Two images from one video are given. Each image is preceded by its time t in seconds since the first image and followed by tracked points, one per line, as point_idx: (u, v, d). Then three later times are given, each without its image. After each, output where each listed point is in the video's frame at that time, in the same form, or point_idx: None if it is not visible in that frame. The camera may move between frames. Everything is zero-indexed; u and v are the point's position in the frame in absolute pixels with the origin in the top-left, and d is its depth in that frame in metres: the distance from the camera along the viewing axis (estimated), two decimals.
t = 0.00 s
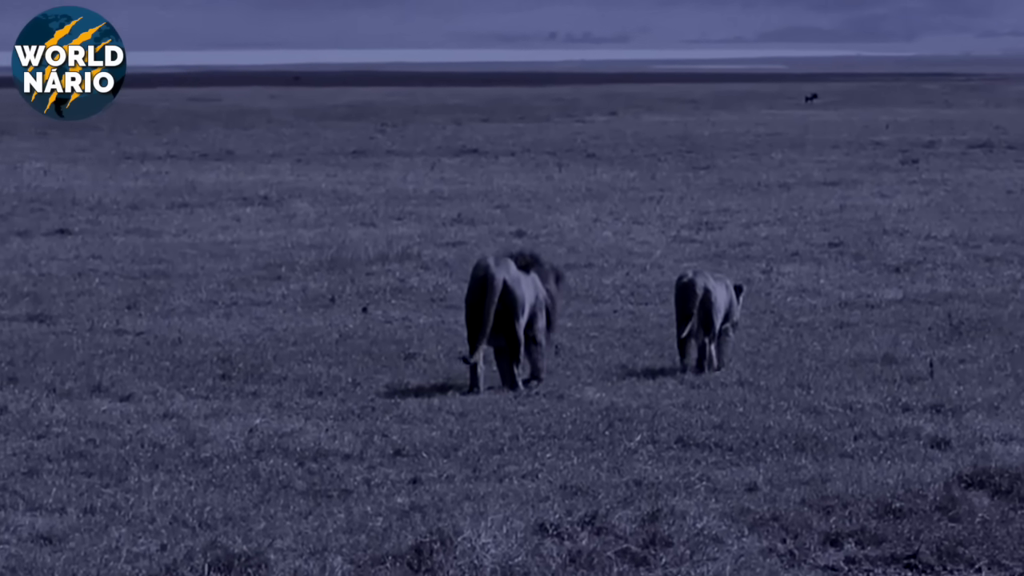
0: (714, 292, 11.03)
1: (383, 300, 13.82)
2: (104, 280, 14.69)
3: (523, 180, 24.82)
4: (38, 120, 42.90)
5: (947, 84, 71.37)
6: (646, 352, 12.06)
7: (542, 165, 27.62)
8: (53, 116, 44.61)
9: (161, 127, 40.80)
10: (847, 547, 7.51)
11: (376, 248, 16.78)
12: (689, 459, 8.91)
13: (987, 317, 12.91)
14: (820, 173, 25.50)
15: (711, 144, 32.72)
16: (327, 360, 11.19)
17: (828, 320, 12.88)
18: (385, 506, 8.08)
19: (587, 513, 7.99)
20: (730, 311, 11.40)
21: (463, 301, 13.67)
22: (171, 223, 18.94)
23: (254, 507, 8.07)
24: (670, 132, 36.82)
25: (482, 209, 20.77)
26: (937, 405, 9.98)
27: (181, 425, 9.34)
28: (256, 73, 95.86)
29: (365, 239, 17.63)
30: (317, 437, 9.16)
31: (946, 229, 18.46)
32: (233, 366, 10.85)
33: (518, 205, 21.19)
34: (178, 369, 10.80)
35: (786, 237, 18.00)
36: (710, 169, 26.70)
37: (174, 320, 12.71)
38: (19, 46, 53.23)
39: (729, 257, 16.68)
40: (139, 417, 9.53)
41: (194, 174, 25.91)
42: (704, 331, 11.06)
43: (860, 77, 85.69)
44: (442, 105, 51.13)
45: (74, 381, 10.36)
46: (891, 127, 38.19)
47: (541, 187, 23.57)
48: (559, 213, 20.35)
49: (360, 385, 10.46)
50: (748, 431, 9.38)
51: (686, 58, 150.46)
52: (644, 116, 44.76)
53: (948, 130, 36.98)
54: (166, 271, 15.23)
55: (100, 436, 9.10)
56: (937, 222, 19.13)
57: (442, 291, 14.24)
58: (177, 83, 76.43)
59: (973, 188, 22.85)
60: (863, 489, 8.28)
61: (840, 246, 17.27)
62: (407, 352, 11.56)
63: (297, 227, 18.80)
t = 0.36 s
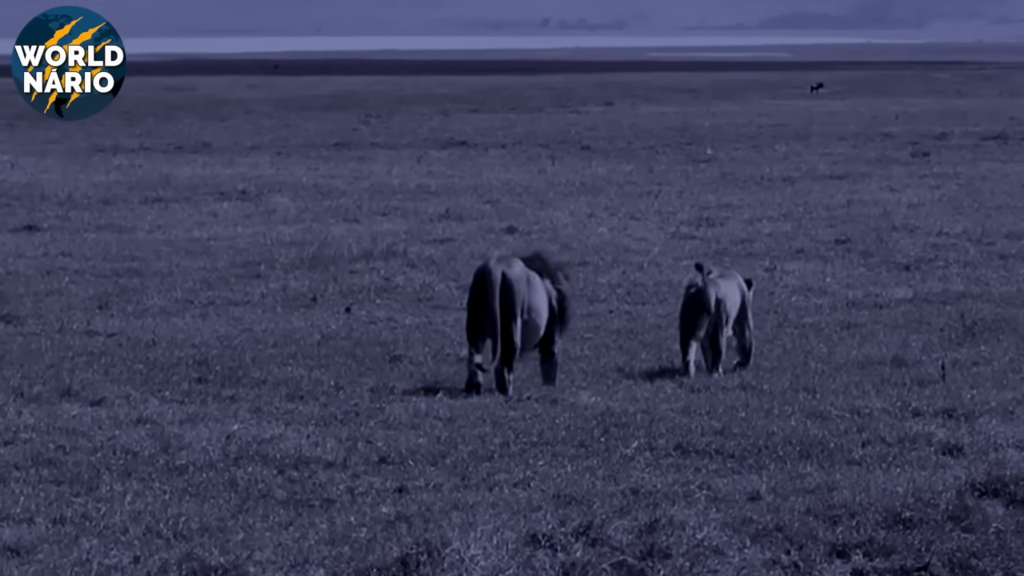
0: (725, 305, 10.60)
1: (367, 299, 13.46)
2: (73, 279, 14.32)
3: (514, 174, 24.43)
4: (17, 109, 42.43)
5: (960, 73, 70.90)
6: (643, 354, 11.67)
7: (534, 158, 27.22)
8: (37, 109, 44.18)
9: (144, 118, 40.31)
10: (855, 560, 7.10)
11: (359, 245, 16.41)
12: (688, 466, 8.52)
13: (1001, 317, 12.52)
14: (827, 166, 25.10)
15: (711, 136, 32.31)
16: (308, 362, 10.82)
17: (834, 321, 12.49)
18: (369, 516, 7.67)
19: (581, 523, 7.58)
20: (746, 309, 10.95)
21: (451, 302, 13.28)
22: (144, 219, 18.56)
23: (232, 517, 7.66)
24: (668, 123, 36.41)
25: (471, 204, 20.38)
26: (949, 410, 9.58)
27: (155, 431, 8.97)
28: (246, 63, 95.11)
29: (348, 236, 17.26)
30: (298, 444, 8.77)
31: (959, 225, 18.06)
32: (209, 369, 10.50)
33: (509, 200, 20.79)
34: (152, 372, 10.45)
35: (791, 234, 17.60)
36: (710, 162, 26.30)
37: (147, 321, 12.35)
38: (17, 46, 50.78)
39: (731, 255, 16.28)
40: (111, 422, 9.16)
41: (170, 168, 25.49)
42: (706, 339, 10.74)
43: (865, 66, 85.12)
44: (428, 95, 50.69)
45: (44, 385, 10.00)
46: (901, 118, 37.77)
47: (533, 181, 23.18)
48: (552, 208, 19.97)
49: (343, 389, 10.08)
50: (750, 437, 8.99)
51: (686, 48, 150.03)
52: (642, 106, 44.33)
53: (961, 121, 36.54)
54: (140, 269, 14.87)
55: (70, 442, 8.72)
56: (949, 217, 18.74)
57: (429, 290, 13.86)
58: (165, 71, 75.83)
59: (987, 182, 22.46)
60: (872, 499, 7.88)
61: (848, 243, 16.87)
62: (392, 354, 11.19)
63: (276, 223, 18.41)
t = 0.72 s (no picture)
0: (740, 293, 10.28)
1: (355, 297, 13.12)
2: (46, 277, 13.98)
3: (507, 167, 24.08)
4: (9, 108, 41.12)
5: (974, 62, 70.50)
6: (642, 355, 11.32)
7: (529, 150, 26.85)
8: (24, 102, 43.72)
9: (131, 111, 39.90)
10: (865, 570, 6.75)
11: (345, 241, 16.07)
12: (689, 473, 8.18)
13: (1016, 317, 12.18)
14: (836, 159, 24.75)
15: (715, 127, 31.95)
16: (292, 364, 10.49)
17: (842, 321, 12.15)
18: (356, 525, 7.31)
19: (579, 531, 7.23)
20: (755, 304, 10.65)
21: (442, 302, 12.94)
22: (121, 215, 18.20)
23: (213, 525, 7.31)
24: (668, 114, 36.02)
25: (463, 198, 20.04)
26: (963, 414, 9.24)
27: (133, 436, 8.63)
28: (234, 49, 94.72)
29: (332, 231, 16.93)
30: (281, 449, 8.43)
31: (972, 221, 17.71)
32: (189, 371, 10.16)
33: (502, 194, 20.45)
34: (129, 374, 10.11)
35: (798, 230, 17.25)
36: (712, 155, 25.94)
37: (124, 321, 12.01)
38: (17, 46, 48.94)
39: (734, 251, 15.94)
40: (87, 426, 8.83)
41: (149, 160, 25.11)
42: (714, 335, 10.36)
43: (875, 54, 84.49)
44: (420, 85, 50.32)
45: (16, 389, 9.67)
46: (912, 109, 37.40)
47: (529, 174, 22.83)
48: (549, 203, 19.62)
49: (329, 392, 9.75)
50: (755, 442, 8.65)
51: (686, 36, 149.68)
52: (643, 97, 43.94)
53: (975, 112, 36.13)
54: (116, 267, 14.53)
55: (43, 448, 8.38)
56: (963, 213, 18.40)
57: (419, 288, 13.52)
58: (156, 58, 75.34)
59: (1002, 176, 22.13)
60: (883, 507, 7.53)
61: (857, 239, 16.53)
62: (381, 355, 10.86)
63: (259, 218, 18.07)
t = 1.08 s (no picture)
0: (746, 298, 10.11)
1: (343, 297, 12.83)
2: (21, 276, 13.70)
3: (501, 161, 23.80)
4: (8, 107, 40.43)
5: (985, 50, 70.15)
6: (641, 356, 11.03)
7: (523, 143, 26.55)
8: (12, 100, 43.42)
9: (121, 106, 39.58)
10: None
11: (332, 237, 15.79)
12: (689, 479, 7.90)
13: None
14: (843, 152, 24.46)
15: (717, 119, 31.65)
16: (277, 366, 10.21)
17: (850, 322, 11.86)
18: (343, 533, 7.02)
19: (575, 539, 6.94)
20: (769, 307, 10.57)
21: (433, 301, 12.65)
22: (99, 210, 17.91)
23: (194, 533, 7.02)
24: (668, 105, 35.70)
25: (455, 193, 19.76)
26: (974, 417, 8.96)
27: (112, 440, 8.35)
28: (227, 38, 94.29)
29: (317, 227, 16.66)
30: (265, 454, 8.15)
31: (983, 216, 17.43)
32: (170, 373, 9.88)
33: (495, 189, 20.17)
34: (108, 376, 9.83)
35: (803, 226, 16.97)
36: (714, 148, 25.65)
37: (103, 320, 11.73)
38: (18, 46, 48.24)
39: (737, 249, 15.65)
40: (64, 430, 8.55)
41: (129, 154, 24.79)
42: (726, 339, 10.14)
43: (881, 43, 83.98)
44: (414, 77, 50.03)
45: None
46: (921, 100, 37.11)
47: (523, 168, 22.54)
48: (544, 198, 19.34)
49: (315, 395, 9.47)
50: (758, 447, 8.36)
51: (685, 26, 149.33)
52: (643, 88, 43.62)
53: (986, 103, 35.80)
54: (94, 264, 14.24)
55: (18, 454, 8.10)
56: (974, 208, 18.12)
57: (409, 287, 13.24)
58: (147, 48, 74.89)
59: (1015, 170, 21.85)
60: (892, 514, 7.25)
61: (864, 236, 16.24)
62: (369, 357, 10.58)
63: (243, 214, 17.78)
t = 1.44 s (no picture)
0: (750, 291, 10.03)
1: (334, 296, 12.60)
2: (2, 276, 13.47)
3: (496, 156, 23.57)
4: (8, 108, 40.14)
5: (993, 43, 69.88)
6: (641, 358, 10.81)
7: (519, 138, 26.32)
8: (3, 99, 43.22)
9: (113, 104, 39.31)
10: None
11: (322, 235, 15.57)
12: (690, 484, 7.68)
13: None
14: (850, 148, 24.24)
15: (718, 113, 31.41)
16: (265, 368, 10.00)
17: (858, 322, 11.64)
18: (334, 540, 6.79)
19: (573, 546, 6.71)
20: (777, 308, 10.47)
21: (426, 301, 12.43)
22: (82, 207, 17.67)
23: (179, 541, 6.79)
24: (669, 100, 35.47)
25: (449, 189, 19.53)
26: (984, 421, 8.73)
27: (94, 445, 8.13)
28: (223, 31, 94.01)
29: (307, 225, 16.44)
30: (252, 459, 7.93)
31: (994, 214, 17.21)
32: (155, 376, 9.66)
33: (490, 185, 19.94)
34: (90, 378, 9.61)
35: (809, 224, 16.74)
36: (716, 143, 25.41)
37: (85, 321, 11.51)
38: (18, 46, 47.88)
39: (739, 247, 15.43)
40: (46, 434, 8.33)
41: (112, 149, 24.53)
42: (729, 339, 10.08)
43: (887, 35, 83.64)
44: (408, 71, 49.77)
45: None
46: (929, 94, 36.88)
47: (520, 164, 22.31)
48: (541, 195, 19.12)
49: (305, 397, 9.25)
50: (762, 451, 8.14)
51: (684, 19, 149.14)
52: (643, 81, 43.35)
53: (996, 97, 35.56)
54: (76, 263, 14.00)
55: None
56: (984, 205, 17.90)
57: (401, 286, 13.02)
58: (139, 39, 74.38)
59: None
60: (900, 521, 7.02)
61: (871, 234, 16.02)
62: (360, 358, 10.36)
63: (231, 211, 17.56)
